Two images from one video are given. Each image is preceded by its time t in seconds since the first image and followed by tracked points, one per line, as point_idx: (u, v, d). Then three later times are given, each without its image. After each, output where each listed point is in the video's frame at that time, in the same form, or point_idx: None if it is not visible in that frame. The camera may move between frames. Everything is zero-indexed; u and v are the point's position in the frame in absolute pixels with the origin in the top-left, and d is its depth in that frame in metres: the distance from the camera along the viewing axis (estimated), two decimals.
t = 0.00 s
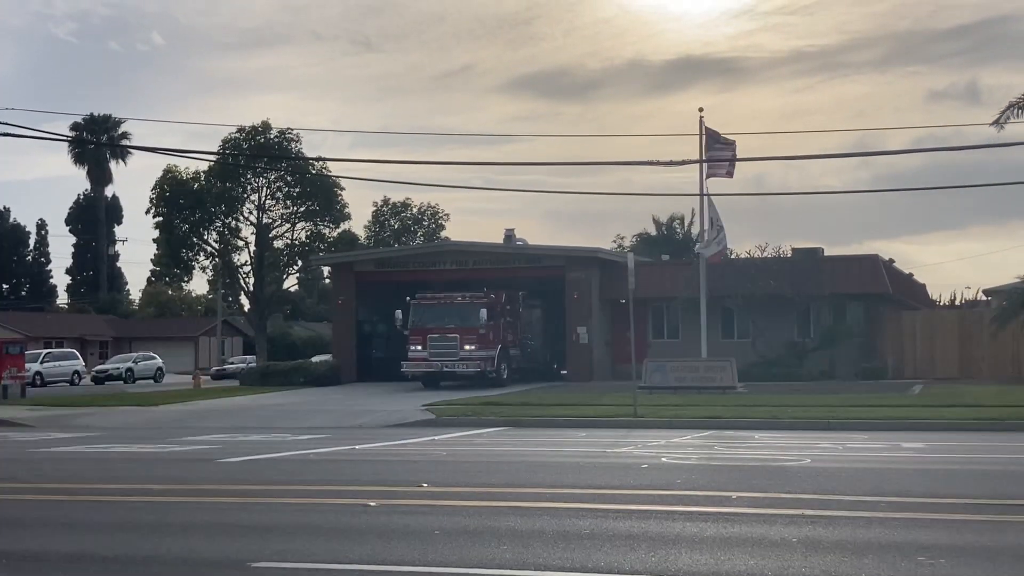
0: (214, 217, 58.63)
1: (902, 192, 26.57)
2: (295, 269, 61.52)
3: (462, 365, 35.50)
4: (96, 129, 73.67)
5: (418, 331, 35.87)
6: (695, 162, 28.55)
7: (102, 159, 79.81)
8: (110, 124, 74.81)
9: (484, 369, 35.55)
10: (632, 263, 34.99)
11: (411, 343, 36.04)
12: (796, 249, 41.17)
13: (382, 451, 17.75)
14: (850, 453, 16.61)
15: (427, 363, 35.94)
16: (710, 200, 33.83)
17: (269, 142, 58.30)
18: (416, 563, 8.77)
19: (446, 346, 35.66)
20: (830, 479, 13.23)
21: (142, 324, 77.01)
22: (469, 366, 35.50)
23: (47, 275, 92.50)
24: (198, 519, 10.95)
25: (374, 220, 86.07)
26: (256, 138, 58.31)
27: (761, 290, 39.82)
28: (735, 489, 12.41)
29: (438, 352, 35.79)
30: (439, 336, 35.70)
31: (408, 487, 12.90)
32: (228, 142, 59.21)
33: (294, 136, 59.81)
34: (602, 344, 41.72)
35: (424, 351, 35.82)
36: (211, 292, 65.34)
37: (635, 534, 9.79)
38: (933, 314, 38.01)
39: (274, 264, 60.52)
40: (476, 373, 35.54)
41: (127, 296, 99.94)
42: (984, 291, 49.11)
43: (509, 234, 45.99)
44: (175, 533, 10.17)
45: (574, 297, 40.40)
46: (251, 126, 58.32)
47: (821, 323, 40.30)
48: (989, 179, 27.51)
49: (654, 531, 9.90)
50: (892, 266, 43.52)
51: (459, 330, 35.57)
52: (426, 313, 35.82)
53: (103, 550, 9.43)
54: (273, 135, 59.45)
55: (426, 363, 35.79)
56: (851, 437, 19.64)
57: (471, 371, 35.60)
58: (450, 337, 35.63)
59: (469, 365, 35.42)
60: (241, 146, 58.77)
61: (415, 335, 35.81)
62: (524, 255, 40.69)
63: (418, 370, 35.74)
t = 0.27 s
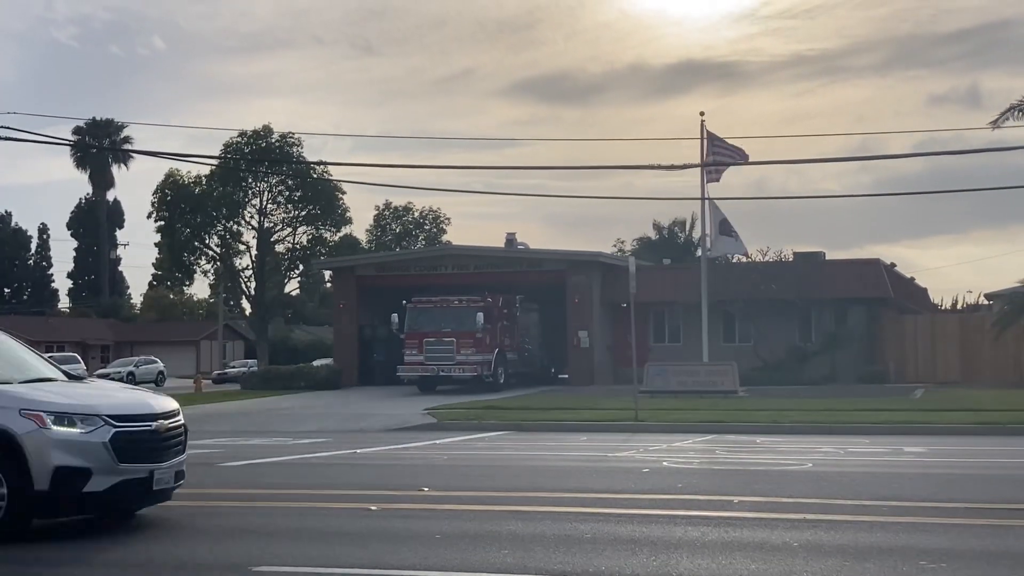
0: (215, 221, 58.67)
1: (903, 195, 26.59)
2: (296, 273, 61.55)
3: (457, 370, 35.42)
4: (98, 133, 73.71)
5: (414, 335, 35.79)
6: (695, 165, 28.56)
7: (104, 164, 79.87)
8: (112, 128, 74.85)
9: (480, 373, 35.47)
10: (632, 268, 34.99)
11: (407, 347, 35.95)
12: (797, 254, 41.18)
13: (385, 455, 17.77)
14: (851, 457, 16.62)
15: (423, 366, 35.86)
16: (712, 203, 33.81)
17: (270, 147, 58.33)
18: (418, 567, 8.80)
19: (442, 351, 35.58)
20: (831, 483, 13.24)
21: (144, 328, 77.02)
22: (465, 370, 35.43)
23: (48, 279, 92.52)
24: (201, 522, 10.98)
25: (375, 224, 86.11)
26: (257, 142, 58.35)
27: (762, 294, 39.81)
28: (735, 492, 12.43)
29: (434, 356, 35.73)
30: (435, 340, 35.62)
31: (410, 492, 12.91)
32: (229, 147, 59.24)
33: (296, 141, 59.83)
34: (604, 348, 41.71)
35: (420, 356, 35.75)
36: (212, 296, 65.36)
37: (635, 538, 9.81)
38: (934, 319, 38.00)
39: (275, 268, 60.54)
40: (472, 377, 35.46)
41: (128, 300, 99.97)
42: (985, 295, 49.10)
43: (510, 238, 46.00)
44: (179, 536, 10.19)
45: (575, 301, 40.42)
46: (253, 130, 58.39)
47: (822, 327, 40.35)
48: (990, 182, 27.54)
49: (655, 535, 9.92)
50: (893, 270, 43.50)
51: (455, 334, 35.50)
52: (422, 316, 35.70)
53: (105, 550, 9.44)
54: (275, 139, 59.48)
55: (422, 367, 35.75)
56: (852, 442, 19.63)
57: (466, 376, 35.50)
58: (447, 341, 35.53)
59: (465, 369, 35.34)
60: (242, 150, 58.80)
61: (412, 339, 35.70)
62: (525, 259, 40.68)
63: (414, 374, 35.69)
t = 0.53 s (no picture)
0: (216, 225, 58.65)
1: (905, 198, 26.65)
2: (297, 277, 61.53)
3: (453, 375, 35.40)
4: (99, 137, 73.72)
5: (410, 339, 35.77)
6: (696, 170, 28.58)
7: (105, 168, 79.90)
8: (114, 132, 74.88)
9: (477, 378, 35.52)
10: (634, 272, 35.02)
11: (403, 351, 35.89)
12: (799, 258, 41.18)
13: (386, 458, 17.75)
14: (852, 461, 16.60)
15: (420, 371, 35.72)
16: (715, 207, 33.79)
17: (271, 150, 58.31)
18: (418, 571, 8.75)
19: (438, 355, 35.51)
20: (831, 487, 13.22)
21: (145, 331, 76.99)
22: (461, 375, 35.41)
23: (49, 283, 92.58)
24: (201, 528, 10.94)
25: (376, 227, 86.15)
26: (258, 146, 58.33)
27: (764, 298, 39.82)
28: (737, 497, 12.42)
29: (430, 360, 35.64)
30: (431, 345, 35.54)
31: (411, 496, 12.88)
32: (230, 150, 59.24)
33: (297, 144, 59.84)
34: (604, 352, 41.74)
35: (416, 360, 35.60)
36: (214, 301, 65.31)
37: (636, 543, 9.78)
38: (936, 323, 37.96)
39: (276, 272, 60.52)
40: (468, 382, 35.46)
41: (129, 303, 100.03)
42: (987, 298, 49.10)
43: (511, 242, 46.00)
44: (180, 542, 10.14)
45: (576, 305, 40.44)
46: (254, 134, 58.40)
47: (823, 330, 40.35)
48: (991, 185, 27.53)
49: (655, 539, 9.89)
50: (893, 274, 43.47)
51: (452, 339, 35.45)
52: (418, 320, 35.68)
53: (101, 560, 9.40)
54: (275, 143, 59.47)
55: (418, 372, 35.59)
56: (852, 445, 19.63)
57: (462, 381, 35.50)
58: (442, 345, 35.48)
59: (461, 375, 35.33)
60: (243, 154, 58.78)
61: (408, 343, 35.67)
62: (526, 263, 40.69)
63: (410, 379, 35.55)
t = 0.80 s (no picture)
0: (219, 228, 58.67)
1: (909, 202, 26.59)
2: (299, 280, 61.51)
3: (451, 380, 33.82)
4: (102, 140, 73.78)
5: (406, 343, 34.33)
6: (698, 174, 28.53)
7: (108, 171, 79.97)
8: (117, 136, 74.97)
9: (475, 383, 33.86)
10: (638, 273, 34.87)
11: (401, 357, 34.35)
12: (802, 261, 41.15)
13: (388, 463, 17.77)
14: (853, 465, 16.62)
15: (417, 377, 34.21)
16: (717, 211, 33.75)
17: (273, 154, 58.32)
18: (418, 572, 8.73)
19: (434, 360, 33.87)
20: (833, 491, 13.21)
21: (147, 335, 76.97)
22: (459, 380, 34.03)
23: (51, 286, 92.66)
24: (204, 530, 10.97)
25: (379, 231, 86.21)
26: (260, 149, 58.36)
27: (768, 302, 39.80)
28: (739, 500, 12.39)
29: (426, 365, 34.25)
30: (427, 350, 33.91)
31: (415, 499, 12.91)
32: (232, 154, 59.25)
33: (299, 147, 59.85)
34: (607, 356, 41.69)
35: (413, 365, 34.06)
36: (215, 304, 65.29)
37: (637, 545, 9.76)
38: (939, 329, 38.28)
39: (278, 275, 60.51)
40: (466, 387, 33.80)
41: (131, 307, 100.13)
42: (990, 302, 49.07)
43: (513, 245, 45.97)
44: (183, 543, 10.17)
45: (578, 309, 40.41)
46: (256, 137, 58.44)
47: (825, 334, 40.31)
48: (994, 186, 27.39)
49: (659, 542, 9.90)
50: (896, 278, 43.33)
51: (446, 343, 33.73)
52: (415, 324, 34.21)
53: (105, 561, 9.38)
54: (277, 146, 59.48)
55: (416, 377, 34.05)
56: (855, 449, 19.62)
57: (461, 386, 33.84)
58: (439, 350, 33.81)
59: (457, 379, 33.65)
60: (245, 157, 58.79)
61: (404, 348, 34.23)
62: (530, 265, 40.74)
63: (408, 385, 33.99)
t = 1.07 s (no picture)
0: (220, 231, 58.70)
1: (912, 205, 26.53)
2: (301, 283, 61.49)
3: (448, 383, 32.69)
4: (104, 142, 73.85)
5: (401, 345, 32.93)
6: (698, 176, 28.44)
7: (110, 173, 80.05)
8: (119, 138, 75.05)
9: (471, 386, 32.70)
10: (638, 276, 34.84)
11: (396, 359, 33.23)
12: (803, 263, 41.12)
13: (393, 463, 17.75)
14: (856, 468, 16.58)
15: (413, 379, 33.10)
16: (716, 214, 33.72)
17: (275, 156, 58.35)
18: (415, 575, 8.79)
19: (430, 362, 32.76)
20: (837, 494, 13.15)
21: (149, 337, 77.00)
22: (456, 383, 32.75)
23: (54, 289, 92.75)
24: (206, 532, 10.95)
25: (381, 233, 86.22)
26: (262, 152, 58.39)
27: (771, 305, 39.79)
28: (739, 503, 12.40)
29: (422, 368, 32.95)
30: (424, 351, 32.78)
31: (416, 502, 12.89)
32: (233, 157, 59.28)
33: (300, 150, 59.85)
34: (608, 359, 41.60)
35: (409, 368, 32.95)
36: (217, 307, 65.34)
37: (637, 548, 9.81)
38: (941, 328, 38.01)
39: (280, 278, 60.53)
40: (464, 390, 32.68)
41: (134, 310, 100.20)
42: (992, 304, 48.93)
43: (515, 247, 45.93)
44: (184, 547, 10.17)
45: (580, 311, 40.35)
46: (258, 140, 58.44)
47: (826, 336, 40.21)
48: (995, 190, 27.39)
49: (660, 546, 9.89)
50: (898, 280, 43.32)
51: (444, 346, 32.60)
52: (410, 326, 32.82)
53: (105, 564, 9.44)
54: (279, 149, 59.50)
55: (412, 379, 32.99)
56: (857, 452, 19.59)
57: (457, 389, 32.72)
58: (437, 353, 32.67)
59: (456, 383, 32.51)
60: (247, 159, 58.82)
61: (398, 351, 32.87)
62: (531, 268, 40.71)
63: (403, 388, 32.89)
